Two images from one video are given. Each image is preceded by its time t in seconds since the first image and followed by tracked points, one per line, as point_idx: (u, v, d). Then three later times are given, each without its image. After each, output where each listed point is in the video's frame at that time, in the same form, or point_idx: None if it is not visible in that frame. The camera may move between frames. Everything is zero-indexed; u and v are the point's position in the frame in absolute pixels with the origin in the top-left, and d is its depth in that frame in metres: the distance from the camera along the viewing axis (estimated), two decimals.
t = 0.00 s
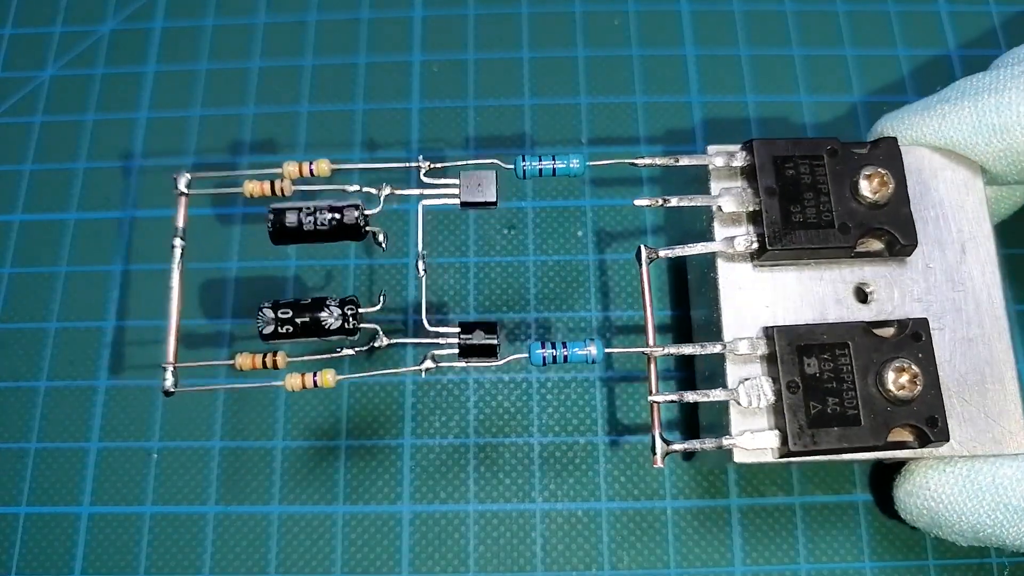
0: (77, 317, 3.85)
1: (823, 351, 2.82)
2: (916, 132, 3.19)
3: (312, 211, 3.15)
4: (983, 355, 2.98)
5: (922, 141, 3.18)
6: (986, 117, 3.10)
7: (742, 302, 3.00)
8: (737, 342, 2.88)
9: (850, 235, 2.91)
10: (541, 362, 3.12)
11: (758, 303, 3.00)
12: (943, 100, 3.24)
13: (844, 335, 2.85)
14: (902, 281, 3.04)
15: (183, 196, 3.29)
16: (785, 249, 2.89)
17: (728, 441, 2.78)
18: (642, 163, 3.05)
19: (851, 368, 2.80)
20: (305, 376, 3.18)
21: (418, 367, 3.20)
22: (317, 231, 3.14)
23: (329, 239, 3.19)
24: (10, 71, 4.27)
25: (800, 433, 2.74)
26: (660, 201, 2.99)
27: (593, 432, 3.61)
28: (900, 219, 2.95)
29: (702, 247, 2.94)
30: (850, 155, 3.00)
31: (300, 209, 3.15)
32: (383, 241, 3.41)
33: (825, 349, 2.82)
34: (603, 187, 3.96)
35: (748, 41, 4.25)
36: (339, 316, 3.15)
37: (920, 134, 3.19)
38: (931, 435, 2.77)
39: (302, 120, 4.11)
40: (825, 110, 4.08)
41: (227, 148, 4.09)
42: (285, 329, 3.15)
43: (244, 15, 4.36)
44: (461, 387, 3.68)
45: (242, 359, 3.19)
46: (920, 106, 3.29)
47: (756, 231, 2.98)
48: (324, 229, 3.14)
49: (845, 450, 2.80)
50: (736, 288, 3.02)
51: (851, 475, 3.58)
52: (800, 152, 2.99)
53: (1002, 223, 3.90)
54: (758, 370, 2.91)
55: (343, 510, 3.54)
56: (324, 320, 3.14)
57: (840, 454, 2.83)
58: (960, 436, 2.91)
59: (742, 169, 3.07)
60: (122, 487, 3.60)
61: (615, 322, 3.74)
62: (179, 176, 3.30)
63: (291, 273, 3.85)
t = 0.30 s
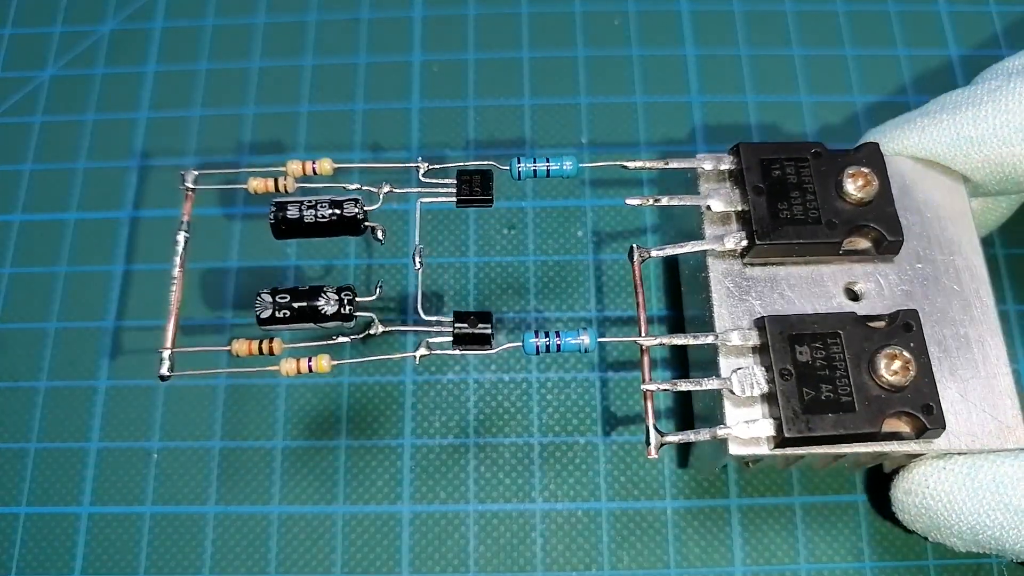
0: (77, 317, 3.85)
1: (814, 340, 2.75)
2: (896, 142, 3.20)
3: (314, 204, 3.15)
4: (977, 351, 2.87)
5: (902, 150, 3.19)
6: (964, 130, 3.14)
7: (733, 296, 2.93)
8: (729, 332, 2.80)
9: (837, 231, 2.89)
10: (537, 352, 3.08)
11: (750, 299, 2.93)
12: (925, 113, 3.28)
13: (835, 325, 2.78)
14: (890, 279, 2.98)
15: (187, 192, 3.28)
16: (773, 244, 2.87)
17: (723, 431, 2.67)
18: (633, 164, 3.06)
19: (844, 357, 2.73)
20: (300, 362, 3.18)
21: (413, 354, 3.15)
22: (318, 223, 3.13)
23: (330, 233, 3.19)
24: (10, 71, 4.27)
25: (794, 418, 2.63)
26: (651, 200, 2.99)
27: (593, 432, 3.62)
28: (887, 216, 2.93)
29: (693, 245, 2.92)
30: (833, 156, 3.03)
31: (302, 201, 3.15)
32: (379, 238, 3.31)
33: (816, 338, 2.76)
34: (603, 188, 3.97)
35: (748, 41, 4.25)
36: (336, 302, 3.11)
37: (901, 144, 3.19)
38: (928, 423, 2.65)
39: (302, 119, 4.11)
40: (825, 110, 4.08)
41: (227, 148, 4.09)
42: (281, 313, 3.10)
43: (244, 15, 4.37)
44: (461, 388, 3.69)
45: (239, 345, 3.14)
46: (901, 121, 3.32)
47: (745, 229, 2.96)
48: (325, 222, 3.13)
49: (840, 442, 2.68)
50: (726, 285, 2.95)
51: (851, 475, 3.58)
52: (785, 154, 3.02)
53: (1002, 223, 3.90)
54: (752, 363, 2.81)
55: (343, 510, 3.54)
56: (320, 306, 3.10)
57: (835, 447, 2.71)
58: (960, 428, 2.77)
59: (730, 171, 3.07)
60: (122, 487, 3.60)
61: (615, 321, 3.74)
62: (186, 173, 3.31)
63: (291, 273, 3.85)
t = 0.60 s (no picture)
0: (77, 317, 3.85)
1: (812, 332, 2.76)
2: (884, 150, 3.23)
3: (315, 194, 3.13)
4: (973, 349, 2.86)
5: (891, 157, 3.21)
6: (954, 138, 3.16)
7: (732, 293, 2.92)
8: (727, 324, 2.79)
9: (832, 229, 2.90)
10: (531, 341, 3.05)
11: (749, 296, 2.92)
12: (916, 121, 3.29)
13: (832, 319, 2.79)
14: (886, 278, 2.98)
15: (190, 183, 3.23)
16: (769, 241, 2.87)
17: (721, 422, 2.65)
18: (630, 164, 3.05)
19: (841, 350, 2.73)
20: (296, 347, 3.12)
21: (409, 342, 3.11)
22: (318, 212, 3.11)
23: (330, 224, 3.17)
24: (10, 71, 4.27)
25: (793, 408, 2.62)
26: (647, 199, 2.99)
27: (593, 432, 3.62)
28: (881, 215, 2.94)
29: (690, 243, 2.92)
30: (828, 158, 3.05)
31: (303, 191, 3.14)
32: (382, 229, 3.27)
33: (814, 331, 2.76)
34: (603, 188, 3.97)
35: (748, 41, 4.25)
36: (335, 288, 3.10)
37: (889, 151, 3.22)
38: (927, 414, 2.63)
39: (302, 119, 4.11)
40: (825, 110, 4.08)
41: (227, 148, 4.09)
42: (280, 299, 3.09)
43: (244, 15, 4.37)
44: (461, 388, 3.69)
45: (236, 329, 3.11)
46: (894, 129, 3.32)
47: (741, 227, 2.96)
48: (325, 213, 3.11)
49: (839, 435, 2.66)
50: (724, 282, 2.94)
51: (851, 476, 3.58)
52: (781, 156, 3.04)
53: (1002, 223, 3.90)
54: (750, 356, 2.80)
55: (343, 509, 3.54)
56: (319, 292, 3.09)
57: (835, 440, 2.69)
58: (962, 426, 2.75)
59: (725, 172, 3.08)
60: (122, 487, 3.60)
61: (615, 321, 3.73)
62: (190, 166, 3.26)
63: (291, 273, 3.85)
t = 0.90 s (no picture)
0: (76, 317, 3.84)
1: (815, 322, 2.75)
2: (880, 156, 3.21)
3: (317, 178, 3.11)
4: (975, 346, 2.84)
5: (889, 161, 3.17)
6: (951, 143, 3.15)
7: (733, 288, 2.91)
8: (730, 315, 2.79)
9: (833, 223, 2.89)
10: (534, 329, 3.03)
11: (750, 290, 2.91)
12: (912, 127, 3.27)
13: (834, 310, 2.79)
14: (887, 273, 2.97)
15: (191, 167, 3.19)
16: (770, 234, 2.85)
17: (725, 410, 2.62)
18: (632, 159, 3.03)
19: (844, 340, 2.72)
20: (296, 329, 3.06)
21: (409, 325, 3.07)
22: (320, 197, 3.08)
23: (330, 210, 3.14)
24: (9, 71, 4.26)
25: (797, 394, 2.60)
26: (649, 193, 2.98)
27: (593, 433, 3.61)
28: (881, 211, 2.94)
29: (691, 237, 2.91)
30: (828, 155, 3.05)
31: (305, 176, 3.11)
32: (382, 216, 3.32)
33: (817, 321, 2.75)
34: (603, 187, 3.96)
35: (749, 40, 4.24)
36: (336, 271, 3.06)
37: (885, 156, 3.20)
38: (931, 403, 2.62)
39: (301, 118, 4.10)
40: (826, 110, 4.07)
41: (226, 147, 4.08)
42: (281, 279, 3.04)
43: (243, 14, 4.36)
44: (461, 388, 3.68)
45: (235, 312, 3.08)
46: (889, 133, 3.31)
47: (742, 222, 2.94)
48: (326, 198, 3.08)
49: (843, 424, 2.64)
50: (725, 276, 2.93)
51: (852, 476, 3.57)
52: (781, 152, 3.04)
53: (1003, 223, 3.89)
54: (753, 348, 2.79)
55: (343, 510, 3.53)
56: (320, 274, 3.04)
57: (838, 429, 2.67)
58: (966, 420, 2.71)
59: (726, 168, 3.07)
60: (121, 487, 3.59)
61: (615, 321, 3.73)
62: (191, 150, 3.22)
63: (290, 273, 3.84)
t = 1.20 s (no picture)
0: (76, 317, 3.84)
1: (814, 328, 2.74)
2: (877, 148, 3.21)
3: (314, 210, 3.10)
4: (974, 339, 2.85)
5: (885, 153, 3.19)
6: (946, 135, 3.15)
7: (732, 294, 2.91)
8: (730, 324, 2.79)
9: (829, 225, 2.89)
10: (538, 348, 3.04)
11: (749, 295, 2.91)
12: (907, 119, 3.28)
13: (833, 314, 2.78)
14: (885, 273, 2.97)
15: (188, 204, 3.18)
16: (767, 240, 2.86)
17: (730, 421, 2.63)
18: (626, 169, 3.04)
19: (844, 344, 2.72)
20: (304, 365, 3.06)
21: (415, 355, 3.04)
22: (320, 229, 3.07)
23: (330, 240, 3.14)
24: (9, 71, 4.26)
25: (799, 402, 2.61)
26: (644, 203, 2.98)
27: (593, 433, 3.61)
28: (877, 210, 2.93)
29: (689, 245, 2.91)
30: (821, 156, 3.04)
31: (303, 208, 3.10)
32: (383, 245, 3.31)
33: (816, 326, 2.75)
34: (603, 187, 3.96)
35: (749, 40, 4.24)
36: (340, 304, 3.04)
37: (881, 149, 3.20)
38: (932, 404, 2.63)
39: (301, 119, 4.10)
40: (826, 110, 4.07)
41: (226, 148, 4.08)
42: (286, 316, 3.03)
43: (244, 14, 4.36)
44: (461, 388, 3.68)
45: (242, 348, 3.10)
46: (884, 126, 3.31)
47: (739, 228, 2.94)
48: (325, 229, 3.08)
49: (846, 429, 2.65)
50: (724, 283, 2.93)
51: (852, 476, 3.57)
52: (774, 155, 3.03)
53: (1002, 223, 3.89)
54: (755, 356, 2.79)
55: (343, 510, 3.53)
56: (324, 309, 3.03)
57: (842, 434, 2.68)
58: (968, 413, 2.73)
59: (720, 174, 3.07)
60: (122, 487, 3.60)
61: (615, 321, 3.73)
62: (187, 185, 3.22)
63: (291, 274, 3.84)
